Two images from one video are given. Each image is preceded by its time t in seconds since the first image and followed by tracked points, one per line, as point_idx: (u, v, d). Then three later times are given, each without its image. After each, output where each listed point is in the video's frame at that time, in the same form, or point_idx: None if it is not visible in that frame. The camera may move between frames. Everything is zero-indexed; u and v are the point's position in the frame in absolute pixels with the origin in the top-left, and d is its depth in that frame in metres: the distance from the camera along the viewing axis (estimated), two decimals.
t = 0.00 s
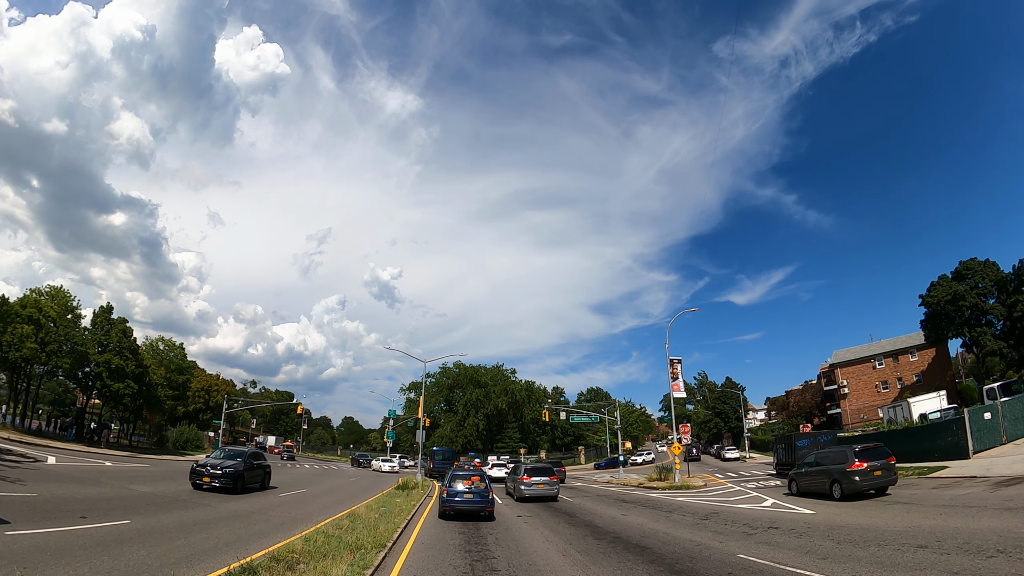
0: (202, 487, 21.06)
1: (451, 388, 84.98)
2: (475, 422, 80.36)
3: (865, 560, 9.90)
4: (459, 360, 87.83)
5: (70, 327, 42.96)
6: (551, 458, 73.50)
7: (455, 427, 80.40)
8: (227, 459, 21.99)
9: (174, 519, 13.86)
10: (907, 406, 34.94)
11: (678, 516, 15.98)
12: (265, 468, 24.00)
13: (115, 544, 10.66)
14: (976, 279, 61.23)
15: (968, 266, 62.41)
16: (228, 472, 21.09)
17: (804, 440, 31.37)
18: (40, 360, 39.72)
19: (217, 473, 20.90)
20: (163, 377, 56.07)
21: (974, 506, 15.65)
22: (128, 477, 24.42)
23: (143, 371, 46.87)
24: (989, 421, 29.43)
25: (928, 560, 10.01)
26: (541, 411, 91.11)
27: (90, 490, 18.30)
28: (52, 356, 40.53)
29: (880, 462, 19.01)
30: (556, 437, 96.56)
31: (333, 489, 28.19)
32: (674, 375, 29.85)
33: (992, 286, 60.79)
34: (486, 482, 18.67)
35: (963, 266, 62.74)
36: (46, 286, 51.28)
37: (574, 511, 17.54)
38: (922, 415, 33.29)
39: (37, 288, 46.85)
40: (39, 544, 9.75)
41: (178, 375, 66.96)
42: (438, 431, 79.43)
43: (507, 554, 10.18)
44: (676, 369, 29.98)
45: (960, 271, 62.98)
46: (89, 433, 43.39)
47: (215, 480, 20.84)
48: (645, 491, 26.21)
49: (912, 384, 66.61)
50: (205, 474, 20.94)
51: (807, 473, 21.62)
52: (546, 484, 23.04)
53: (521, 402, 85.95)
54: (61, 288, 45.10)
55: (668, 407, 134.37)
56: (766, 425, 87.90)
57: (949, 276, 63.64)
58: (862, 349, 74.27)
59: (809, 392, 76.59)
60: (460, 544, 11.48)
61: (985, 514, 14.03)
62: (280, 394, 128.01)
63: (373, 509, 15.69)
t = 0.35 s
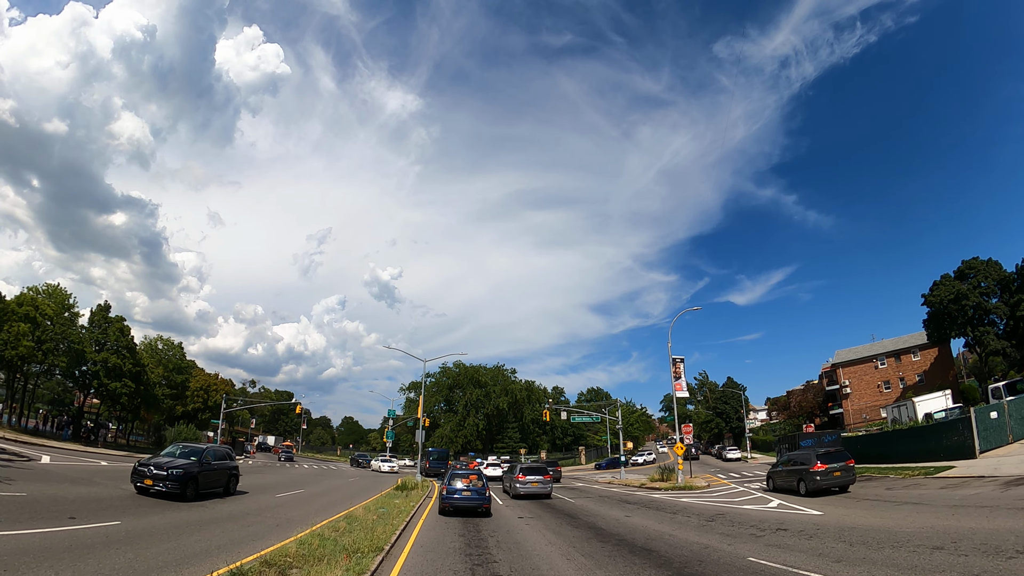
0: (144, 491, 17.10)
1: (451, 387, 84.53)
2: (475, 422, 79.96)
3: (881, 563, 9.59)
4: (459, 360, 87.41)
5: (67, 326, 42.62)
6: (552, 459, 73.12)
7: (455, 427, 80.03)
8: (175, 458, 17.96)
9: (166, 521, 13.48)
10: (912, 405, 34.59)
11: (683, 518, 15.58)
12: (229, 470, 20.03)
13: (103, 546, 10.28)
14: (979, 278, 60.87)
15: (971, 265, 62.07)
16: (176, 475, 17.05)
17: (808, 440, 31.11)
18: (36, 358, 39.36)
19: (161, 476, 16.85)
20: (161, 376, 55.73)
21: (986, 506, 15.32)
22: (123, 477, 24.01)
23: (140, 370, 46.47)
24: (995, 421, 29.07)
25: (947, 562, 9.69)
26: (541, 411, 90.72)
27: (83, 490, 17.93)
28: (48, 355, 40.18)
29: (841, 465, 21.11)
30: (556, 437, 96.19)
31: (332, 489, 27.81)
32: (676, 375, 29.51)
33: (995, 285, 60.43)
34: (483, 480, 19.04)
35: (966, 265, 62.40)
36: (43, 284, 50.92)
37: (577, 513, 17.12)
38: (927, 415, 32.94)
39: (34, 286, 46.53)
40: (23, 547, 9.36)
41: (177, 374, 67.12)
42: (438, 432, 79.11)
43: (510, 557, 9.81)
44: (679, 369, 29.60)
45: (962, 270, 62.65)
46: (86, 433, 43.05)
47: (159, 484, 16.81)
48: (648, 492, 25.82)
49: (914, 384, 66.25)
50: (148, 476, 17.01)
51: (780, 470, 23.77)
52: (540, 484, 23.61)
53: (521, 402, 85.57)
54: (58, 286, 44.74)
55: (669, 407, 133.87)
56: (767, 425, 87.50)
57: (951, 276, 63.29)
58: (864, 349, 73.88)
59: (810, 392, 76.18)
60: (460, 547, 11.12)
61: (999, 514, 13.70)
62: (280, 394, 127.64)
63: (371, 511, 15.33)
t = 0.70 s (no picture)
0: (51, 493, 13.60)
1: (451, 386, 83.99)
2: (474, 421, 79.44)
3: (905, 566, 9.18)
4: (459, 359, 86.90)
5: (62, 322, 42.13)
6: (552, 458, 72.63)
7: (455, 426, 79.57)
8: (94, 452, 14.33)
9: (155, 522, 12.97)
10: (918, 404, 34.13)
11: (691, 519, 15.08)
12: (175, 471, 16.35)
13: (82, 548, 9.77)
14: (982, 276, 60.38)
15: (974, 263, 61.61)
16: (90, 475, 13.40)
17: (813, 439, 30.48)
18: (31, 355, 38.86)
19: (69, 476, 13.28)
20: (158, 374, 55.30)
21: (1004, 506, 14.86)
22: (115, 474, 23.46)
23: (136, 368, 45.96)
24: (1004, 419, 28.59)
25: (975, 563, 9.27)
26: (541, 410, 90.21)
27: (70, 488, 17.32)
28: (42, 352, 39.71)
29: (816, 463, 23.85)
30: (556, 437, 95.71)
31: (329, 489, 27.22)
32: (680, 373, 29.00)
33: (999, 283, 59.95)
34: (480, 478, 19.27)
35: (969, 263, 61.94)
36: (39, 280, 50.40)
37: (581, 514, 16.60)
38: (933, 414, 32.48)
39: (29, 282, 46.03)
40: None
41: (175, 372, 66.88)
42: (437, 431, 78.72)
43: (512, 562, 9.32)
44: (682, 366, 29.07)
45: (965, 268, 62.20)
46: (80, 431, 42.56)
47: (67, 487, 13.24)
48: (652, 492, 25.29)
49: (917, 383, 65.79)
50: (55, 474, 13.50)
51: (763, 468, 26.64)
52: (535, 481, 24.91)
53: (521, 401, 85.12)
54: (53, 282, 44.25)
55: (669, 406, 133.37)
56: (769, 424, 87.01)
57: (955, 274, 62.83)
58: (867, 348, 73.37)
59: (812, 391, 75.65)
60: (460, 550, 10.66)
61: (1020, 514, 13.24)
62: (278, 393, 127.14)
63: (367, 512, 14.88)
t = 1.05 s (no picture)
0: None
1: (451, 386, 83.27)
2: (474, 422, 78.78)
3: (941, 571, 8.59)
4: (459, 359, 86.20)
5: (56, 320, 41.52)
6: (553, 459, 71.91)
7: (454, 426, 78.92)
8: None
9: (137, 525, 12.26)
10: (928, 402, 33.52)
11: (701, 522, 14.47)
12: (86, 467, 13.17)
13: (53, 553, 9.06)
14: (988, 275, 59.75)
15: (979, 261, 61.02)
16: None
17: (822, 439, 29.35)
18: (23, 353, 38.19)
19: None
20: (155, 373, 54.68)
21: None
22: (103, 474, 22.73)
23: (131, 366, 45.33)
24: (1017, 417, 27.94)
25: (1015, 565, 8.69)
26: (541, 410, 89.52)
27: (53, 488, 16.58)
28: (36, 349, 39.12)
29: (802, 463, 26.01)
30: (556, 437, 95.00)
31: (325, 490, 26.47)
32: (685, 371, 28.35)
33: (1004, 282, 59.30)
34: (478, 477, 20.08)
35: (974, 262, 61.34)
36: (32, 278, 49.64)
37: (586, 517, 15.94)
38: (943, 412, 31.85)
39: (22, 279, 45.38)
40: None
41: (172, 372, 66.23)
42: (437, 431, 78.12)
43: (517, 571, 8.65)
44: (687, 365, 28.45)
45: (970, 267, 61.58)
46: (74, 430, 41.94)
47: None
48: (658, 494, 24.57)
49: (921, 383, 65.15)
50: None
51: (756, 467, 28.88)
52: (529, 480, 26.63)
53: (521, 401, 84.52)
54: (48, 279, 43.62)
55: (670, 407, 132.70)
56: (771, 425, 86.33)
57: (959, 272, 62.22)
58: (870, 347, 72.71)
59: (815, 391, 75.01)
60: (460, 558, 9.97)
61: None
62: (277, 393, 126.46)
63: (363, 515, 14.20)
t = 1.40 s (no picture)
0: None
1: (451, 385, 82.50)
2: (474, 421, 77.97)
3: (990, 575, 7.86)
4: (459, 358, 85.36)
5: (48, 316, 40.71)
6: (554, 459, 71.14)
7: (454, 426, 78.15)
8: None
9: (110, 528, 11.34)
10: (940, 400, 32.78)
11: (717, 525, 13.76)
12: None
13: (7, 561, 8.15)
14: (995, 271, 58.89)
15: (985, 258, 60.19)
16: None
17: (832, 437, 28.74)
18: (14, 349, 37.44)
19: None
20: (152, 371, 54.04)
21: None
22: (89, 474, 21.88)
23: (124, 364, 44.51)
24: None
25: None
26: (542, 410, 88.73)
27: (31, 487, 15.71)
28: (27, 345, 38.32)
29: (794, 461, 27.72)
30: (557, 437, 94.22)
31: (320, 490, 25.68)
32: (692, 368, 27.60)
33: (1011, 278, 58.46)
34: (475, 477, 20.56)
35: (980, 258, 60.51)
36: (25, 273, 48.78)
37: (594, 520, 15.18)
38: (955, 410, 31.09)
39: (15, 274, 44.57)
40: None
41: (168, 370, 65.54)
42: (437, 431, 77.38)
43: None
44: (694, 362, 27.71)
45: (976, 263, 60.76)
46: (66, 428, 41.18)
47: None
48: (665, 495, 23.80)
49: (927, 381, 64.34)
50: None
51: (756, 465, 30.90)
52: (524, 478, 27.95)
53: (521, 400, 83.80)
54: (41, 274, 42.82)
55: (672, 407, 131.97)
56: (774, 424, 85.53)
57: (965, 269, 61.40)
58: (875, 346, 71.85)
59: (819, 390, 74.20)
60: (460, 566, 9.09)
61: None
62: (276, 393, 125.65)
63: (357, 518, 13.30)
